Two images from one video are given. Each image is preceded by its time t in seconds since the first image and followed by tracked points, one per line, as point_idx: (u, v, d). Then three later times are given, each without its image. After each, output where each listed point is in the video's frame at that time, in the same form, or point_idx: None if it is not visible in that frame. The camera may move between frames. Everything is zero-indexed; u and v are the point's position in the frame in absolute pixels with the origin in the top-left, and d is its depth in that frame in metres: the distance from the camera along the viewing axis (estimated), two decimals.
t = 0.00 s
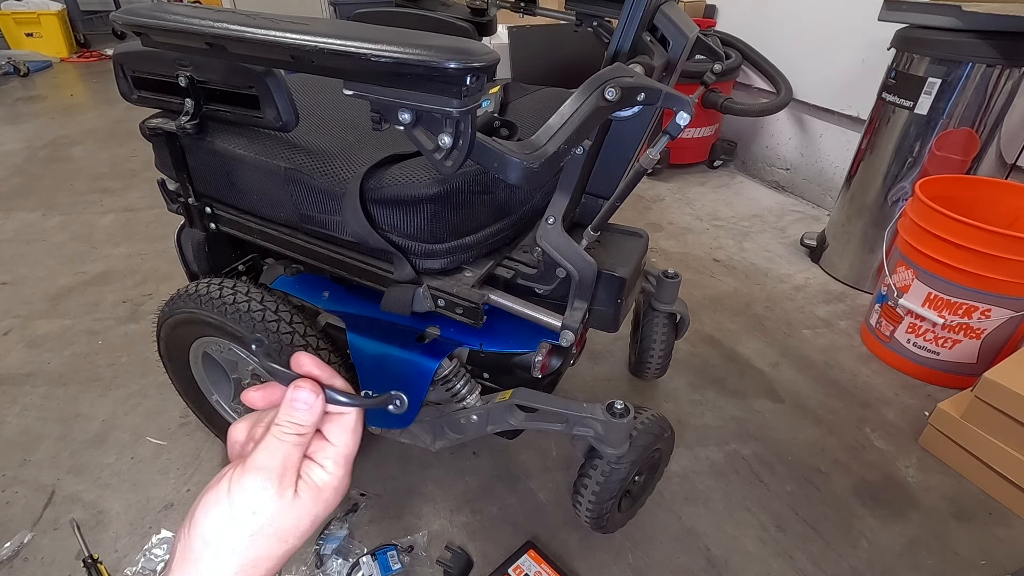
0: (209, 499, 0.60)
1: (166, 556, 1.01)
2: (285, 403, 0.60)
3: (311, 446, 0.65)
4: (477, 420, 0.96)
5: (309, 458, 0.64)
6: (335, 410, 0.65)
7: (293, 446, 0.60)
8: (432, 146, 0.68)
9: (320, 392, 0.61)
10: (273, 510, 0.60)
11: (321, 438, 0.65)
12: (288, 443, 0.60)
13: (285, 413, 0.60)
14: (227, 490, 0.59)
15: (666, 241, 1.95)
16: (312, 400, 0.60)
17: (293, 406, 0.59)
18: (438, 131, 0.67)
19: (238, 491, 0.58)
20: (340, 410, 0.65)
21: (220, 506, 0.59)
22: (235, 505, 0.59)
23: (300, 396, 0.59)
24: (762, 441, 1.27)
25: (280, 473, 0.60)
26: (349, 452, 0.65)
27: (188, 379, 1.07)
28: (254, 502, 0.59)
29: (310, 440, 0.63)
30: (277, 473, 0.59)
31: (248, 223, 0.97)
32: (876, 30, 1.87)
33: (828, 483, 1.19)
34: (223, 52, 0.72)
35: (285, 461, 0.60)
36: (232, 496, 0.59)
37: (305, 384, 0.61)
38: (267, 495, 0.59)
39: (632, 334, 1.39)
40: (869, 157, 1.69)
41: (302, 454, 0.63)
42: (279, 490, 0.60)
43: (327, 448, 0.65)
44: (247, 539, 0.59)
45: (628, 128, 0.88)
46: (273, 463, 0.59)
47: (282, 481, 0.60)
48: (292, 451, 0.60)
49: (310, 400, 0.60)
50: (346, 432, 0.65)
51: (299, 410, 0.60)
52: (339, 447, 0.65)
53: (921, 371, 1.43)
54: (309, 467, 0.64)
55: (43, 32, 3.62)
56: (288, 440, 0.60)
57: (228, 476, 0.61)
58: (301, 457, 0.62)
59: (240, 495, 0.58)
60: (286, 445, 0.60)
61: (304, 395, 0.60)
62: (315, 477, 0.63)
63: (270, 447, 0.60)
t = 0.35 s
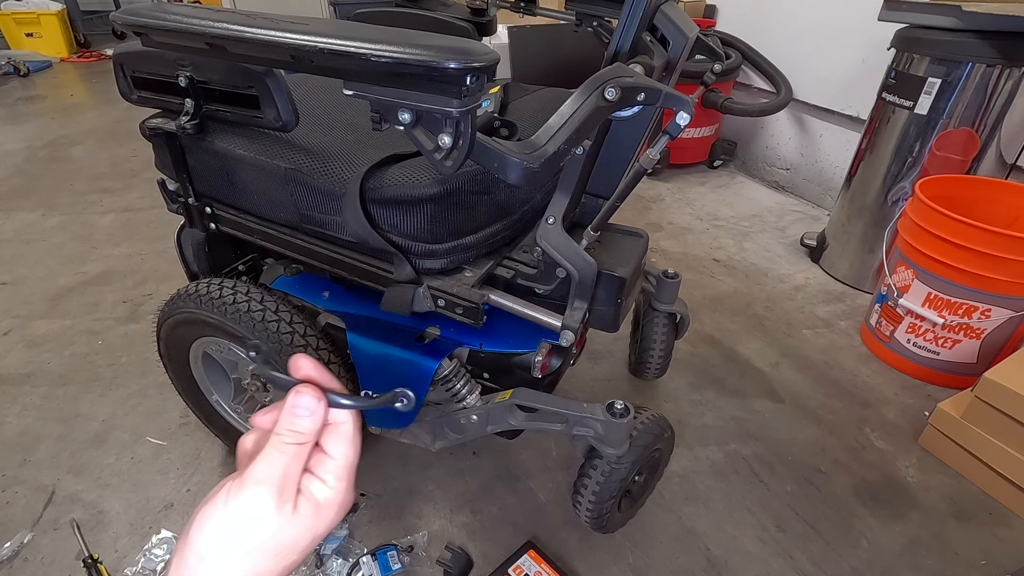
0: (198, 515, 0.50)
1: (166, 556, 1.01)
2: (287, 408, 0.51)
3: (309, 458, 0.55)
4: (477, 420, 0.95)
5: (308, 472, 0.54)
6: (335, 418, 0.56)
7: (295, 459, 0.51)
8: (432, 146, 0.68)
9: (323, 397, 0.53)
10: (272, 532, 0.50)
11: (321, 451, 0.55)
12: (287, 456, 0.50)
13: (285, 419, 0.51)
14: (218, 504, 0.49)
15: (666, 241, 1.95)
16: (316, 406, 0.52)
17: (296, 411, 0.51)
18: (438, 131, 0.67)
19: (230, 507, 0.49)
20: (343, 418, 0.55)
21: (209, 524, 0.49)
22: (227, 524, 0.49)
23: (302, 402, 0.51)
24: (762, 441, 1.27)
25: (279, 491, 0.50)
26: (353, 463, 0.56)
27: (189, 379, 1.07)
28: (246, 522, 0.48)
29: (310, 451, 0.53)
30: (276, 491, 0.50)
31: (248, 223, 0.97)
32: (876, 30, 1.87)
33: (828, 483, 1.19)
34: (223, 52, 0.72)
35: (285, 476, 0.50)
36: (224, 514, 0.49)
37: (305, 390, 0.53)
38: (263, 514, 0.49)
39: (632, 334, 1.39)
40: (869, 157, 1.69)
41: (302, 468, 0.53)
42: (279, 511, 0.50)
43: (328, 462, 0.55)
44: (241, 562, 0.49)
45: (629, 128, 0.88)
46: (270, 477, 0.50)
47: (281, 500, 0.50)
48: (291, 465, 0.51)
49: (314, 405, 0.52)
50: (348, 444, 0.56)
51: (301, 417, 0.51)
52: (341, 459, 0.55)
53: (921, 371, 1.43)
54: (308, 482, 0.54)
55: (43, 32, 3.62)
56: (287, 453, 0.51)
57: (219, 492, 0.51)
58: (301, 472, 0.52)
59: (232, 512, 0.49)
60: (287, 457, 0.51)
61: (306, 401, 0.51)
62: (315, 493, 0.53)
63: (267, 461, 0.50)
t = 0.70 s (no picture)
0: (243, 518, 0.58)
1: (166, 556, 1.01)
2: (347, 448, 0.60)
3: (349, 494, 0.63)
4: (476, 420, 0.92)
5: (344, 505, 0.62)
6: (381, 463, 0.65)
7: (338, 494, 0.59)
8: (432, 146, 0.68)
9: (381, 446, 0.61)
10: (303, 553, 0.58)
11: (361, 488, 0.64)
12: (333, 489, 0.59)
13: (343, 456, 0.59)
14: (266, 514, 0.58)
15: (666, 241, 1.95)
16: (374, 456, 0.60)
17: (355, 454, 0.60)
18: (438, 131, 0.67)
19: (275, 523, 0.57)
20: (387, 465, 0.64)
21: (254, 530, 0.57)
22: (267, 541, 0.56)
23: (364, 448, 0.60)
24: (763, 441, 1.27)
25: (320, 519, 0.58)
26: (383, 507, 0.65)
27: (188, 379, 1.07)
28: (286, 539, 0.57)
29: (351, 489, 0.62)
30: (318, 518, 0.58)
31: (248, 223, 0.97)
32: (876, 30, 1.87)
33: (828, 483, 1.19)
34: (223, 52, 0.72)
35: (328, 506, 0.59)
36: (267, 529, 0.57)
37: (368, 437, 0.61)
38: (302, 537, 0.57)
39: (632, 334, 1.39)
40: (869, 157, 1.69)
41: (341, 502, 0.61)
42: (312, 536, 0.58)
43: (363, 500, 0.64)
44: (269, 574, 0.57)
45: (628, 128, 0.88)
46: (314, 506, 0.58)
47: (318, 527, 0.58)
48: (336, 498, 0.59)
49: (371, 454, 0.60)
50: (385, 487, 0.64)
51: (356, 459, 0.60)
52: (375, 500, 0.64)
53: (921, 371, 1.43)
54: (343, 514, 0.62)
55: (44, 32, 3.62)
56: (334, 487, 0.59)
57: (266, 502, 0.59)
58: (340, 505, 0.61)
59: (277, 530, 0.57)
60: (333, 492, 0.59)
61: (369, 448, 0.60)
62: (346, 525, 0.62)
63: (317, 488, 0.58)
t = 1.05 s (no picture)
0: (217, 549, 0.56)
1: (166, 556, 1.01)
2: (325, 475, 0.55)
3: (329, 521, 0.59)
4: (477, 421, 0.93)
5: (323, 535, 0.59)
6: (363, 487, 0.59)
7: (314, 525, 0.56)
8: (432, 146, 0.68)
9: (363, 473, 0.57)
10: None
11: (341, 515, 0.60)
12: (308, 520, 0.55)
13: (320, 485, 0.55)
14: (241, 545, 0.55)
15: (666, 241, 1.95)
16: (353, 484, 0.56)
17: (334, 481, 0.55)
18: (438, 131, 0.67)
19: (251, 556, 0.54)
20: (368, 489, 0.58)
21: (228, 562, 0.54)
22: None
23: (344, 476, 0.55)
24: (763, 441, 1.27)
25: (293, 552, 0.55)
26: (364, 535, 0.60)
27: (188, 379, 1.07)
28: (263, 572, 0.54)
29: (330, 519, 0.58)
30: (291, 550, 0.55)
31: (248, 223, 0.97)
32: (876, 30, 1.87)
33: (828, 483, 1.19)
34: (223, 52, 0.72)
35: (305, 537, 0.56)
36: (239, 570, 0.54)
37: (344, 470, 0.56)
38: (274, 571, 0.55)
39: (632, 334, 1.39)
40: (869, 157, 1.69)
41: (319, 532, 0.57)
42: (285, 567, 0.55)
43: (344, 529, 0.59)
44: None
45: (629, 128, 0.88)
46: (290, 539, 0.55)
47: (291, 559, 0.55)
48: (312, 528, 0.56)
49: (351, 482, 0.56)
50: (366, 512, 0.59)
51: (334, 487, 0.55)
52: (355, 527, 0.59)
53: (921, 371, 1.43)
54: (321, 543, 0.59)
55: (43, 32, 3.62)
56: (309, 519, 0.55)
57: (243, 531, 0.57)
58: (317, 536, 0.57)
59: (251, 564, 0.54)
60: (309, 523, 0.55)
61: (350, 475, 0.56)
62: (324, 555, 0.59)
63: (291, 521, 0.55)
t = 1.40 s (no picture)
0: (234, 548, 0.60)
1: (166, 556, 1.01)
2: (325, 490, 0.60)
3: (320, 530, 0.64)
4: (477, 421, 0.93)
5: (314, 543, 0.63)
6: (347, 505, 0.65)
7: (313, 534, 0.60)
8: (432, 146, 0.68)
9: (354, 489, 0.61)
10: None
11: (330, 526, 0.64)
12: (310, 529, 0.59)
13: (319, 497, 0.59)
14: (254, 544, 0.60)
15: (666, 241, 1.95)
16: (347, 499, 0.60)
17: (332, 496, 0.59)
18: (438, 131, 0.67)
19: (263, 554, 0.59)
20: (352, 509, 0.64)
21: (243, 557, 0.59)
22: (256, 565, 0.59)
23: (339, 491, 0.60)
24: (762, 441, 1.27)
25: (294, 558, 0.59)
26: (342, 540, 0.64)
27: (188, 379, 1.07)
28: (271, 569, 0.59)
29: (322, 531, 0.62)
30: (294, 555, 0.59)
31: (248, 223, 0.97)
32: (876, 30, 1.87)
33: (828, 483, 1.19)
34: (223, 52, 0.72)
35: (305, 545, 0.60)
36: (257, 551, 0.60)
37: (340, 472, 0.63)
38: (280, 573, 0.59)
39: (632, 334, 1.39)
40: (869, 157, 1.69)
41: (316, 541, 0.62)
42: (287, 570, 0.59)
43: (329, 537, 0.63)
44: None
45: (629, 129, 0.88)
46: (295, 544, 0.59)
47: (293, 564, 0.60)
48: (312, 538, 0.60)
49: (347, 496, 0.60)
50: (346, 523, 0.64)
51: (332, 501, 0.60)
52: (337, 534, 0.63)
53: (921, 371, 1.43)
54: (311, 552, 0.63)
55: (43, 32, 3.62)
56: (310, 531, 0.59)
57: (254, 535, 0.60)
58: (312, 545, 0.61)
59: (259, 560, 0.58)
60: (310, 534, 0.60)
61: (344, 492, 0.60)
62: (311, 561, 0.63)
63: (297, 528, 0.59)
